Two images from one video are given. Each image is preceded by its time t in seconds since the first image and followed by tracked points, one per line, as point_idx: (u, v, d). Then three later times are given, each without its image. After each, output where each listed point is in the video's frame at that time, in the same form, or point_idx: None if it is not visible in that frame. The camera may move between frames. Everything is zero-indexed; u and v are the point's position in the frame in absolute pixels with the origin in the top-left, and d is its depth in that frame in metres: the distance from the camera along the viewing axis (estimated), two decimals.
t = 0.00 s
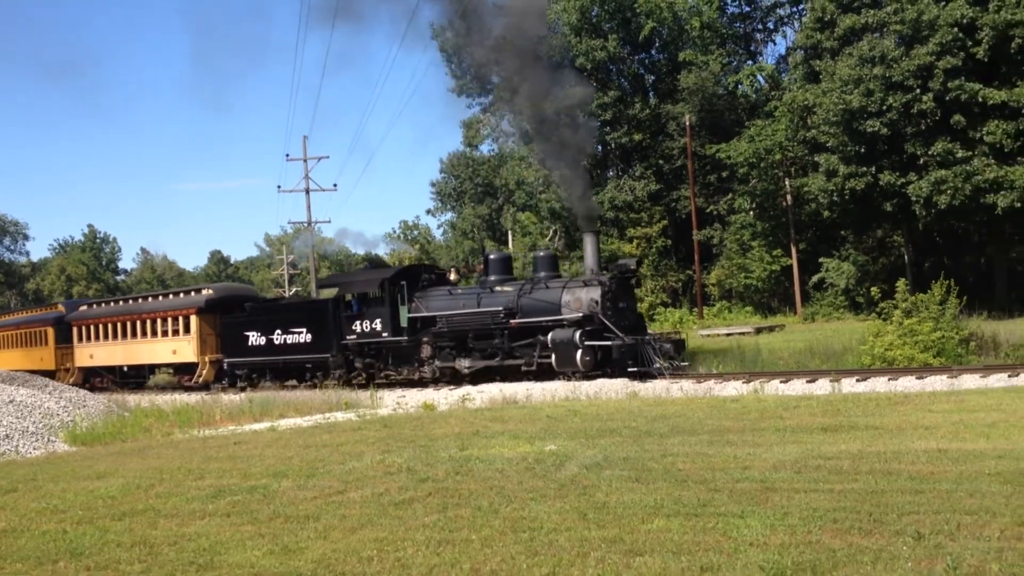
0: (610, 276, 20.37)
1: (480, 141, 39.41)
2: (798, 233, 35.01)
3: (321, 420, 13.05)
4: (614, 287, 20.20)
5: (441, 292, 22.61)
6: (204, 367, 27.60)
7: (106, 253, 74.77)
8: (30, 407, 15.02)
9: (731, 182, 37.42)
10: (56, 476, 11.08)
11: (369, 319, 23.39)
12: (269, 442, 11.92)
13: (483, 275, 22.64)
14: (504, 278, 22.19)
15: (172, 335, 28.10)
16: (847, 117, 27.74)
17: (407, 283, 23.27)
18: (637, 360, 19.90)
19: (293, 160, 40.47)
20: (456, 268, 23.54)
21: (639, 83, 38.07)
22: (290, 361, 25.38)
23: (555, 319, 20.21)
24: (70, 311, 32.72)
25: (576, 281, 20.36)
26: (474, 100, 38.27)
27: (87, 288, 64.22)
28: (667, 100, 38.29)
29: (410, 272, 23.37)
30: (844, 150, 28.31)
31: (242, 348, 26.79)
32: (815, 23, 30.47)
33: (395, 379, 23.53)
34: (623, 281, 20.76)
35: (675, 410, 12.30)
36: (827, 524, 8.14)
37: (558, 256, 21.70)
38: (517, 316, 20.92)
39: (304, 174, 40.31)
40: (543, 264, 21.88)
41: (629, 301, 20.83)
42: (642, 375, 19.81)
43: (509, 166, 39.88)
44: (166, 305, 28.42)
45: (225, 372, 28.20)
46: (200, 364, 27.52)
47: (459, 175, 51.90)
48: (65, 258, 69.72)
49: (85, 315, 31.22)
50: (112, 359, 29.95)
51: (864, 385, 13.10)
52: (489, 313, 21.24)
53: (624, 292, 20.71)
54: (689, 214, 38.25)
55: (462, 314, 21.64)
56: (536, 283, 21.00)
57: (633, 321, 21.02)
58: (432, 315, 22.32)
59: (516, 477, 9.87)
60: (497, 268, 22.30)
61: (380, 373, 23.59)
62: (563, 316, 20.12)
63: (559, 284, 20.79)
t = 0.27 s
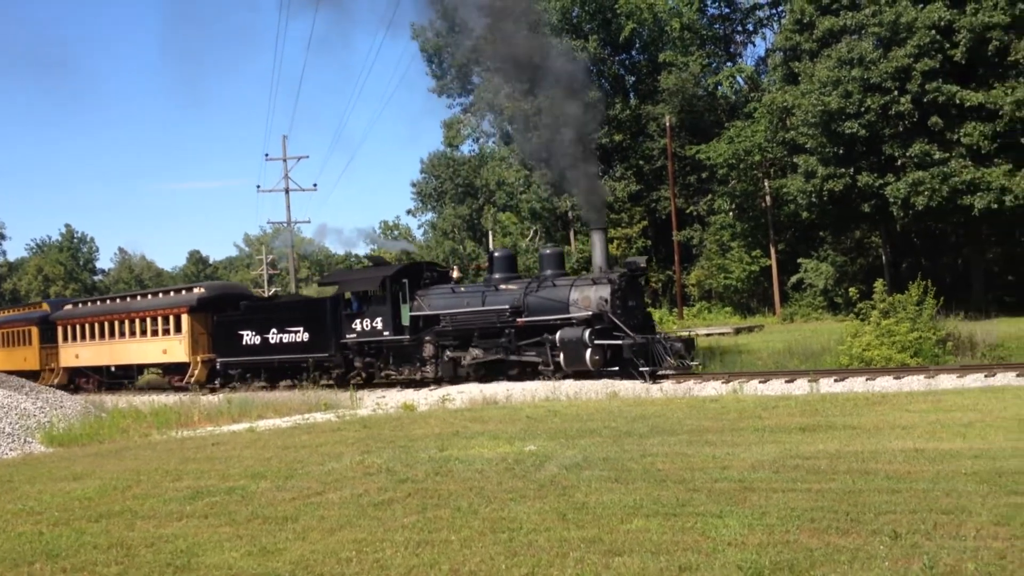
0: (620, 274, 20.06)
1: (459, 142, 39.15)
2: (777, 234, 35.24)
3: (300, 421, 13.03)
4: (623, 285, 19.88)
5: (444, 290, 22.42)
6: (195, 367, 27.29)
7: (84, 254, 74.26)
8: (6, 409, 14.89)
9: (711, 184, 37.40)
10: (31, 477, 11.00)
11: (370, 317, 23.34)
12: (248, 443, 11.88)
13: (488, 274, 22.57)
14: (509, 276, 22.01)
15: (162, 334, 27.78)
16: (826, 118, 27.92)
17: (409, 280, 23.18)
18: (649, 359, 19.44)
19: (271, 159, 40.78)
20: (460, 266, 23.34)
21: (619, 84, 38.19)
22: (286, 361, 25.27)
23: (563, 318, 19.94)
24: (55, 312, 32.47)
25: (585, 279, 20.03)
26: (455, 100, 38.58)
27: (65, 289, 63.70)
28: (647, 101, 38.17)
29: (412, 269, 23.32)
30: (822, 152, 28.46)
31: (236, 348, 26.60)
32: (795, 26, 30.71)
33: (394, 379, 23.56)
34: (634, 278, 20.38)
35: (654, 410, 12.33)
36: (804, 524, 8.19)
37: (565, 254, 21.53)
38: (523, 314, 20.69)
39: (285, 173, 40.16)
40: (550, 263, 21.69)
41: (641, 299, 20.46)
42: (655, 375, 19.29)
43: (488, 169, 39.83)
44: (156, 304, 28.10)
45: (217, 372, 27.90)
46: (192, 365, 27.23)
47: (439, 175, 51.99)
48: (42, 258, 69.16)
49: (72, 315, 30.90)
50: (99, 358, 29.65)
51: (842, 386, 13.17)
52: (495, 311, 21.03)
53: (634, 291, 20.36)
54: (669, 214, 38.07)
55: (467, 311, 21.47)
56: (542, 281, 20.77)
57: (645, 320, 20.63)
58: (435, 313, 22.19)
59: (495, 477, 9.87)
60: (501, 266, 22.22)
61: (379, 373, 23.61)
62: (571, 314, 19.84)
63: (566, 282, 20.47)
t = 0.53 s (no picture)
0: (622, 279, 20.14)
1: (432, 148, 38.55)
2: (748, 242, 35.40)
3: (271, 428, 12.95)
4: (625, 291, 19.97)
5: (440, 294, 22.24)
6: (179, 374, 26.66)
7: (51, 256, 73.52)
8: None
9: (683, 192, 37.27)
10: None
11: (363, 322, 23.13)
12: (216, 451, 11.79)
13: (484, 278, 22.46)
14: (508, 280, 21.92)
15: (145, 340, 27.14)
16: (796, 126, 27.87)
17: (403, 284, 22.99)
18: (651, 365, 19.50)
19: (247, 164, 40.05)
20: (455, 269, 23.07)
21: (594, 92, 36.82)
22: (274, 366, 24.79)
23: (565, 323, 19.94)
24: (30, 316, 31.87)
25: (586, 284, 20.08)
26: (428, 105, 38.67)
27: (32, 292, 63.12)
28: (620, 109, 37.29)
29: (407, 272, 23.12)
30: (793, 160, 28.39)
31: (222, 353, 26.04)
32: (766, 34, 30.54)
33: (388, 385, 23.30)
34: (635, 284, 20.51)
35: (626, 417, 12.35)
36: (774, 531, 8.23)
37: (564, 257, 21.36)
38: (523, 319, 20.63)
39: (257, 177, 39.88)
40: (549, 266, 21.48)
41: (640, 305, 20.59)
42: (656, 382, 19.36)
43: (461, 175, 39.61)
44: (138, 308, 27.47)
45: (202, 377, 27.30)
46: (176, 371, 26.62)
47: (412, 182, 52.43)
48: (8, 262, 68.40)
49: (48, 319, 30.25)
50: (78, 364, 29.06)
51: (812, 393, 13.27)
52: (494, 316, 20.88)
53: (634, 297, 20.49)
54: (641, 222, 37.64)
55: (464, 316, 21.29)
56: (542, 286, 20.71)
57: (644, 326, 20.75)
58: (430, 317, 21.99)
59: (466, 484, 9.85)
60: (498, 270, 22.15)
61: (372, 378, 23.33)
62: (573, 319, 19.87)
63: (567, 287, 20.51)
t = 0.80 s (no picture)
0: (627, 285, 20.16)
1: (407, 156, 38.44)
2: (722, 251, 35.45)
3: (243, 436, 12.90)
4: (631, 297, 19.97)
5: (439, 300, 22.14)
6: (165, 381, 26.24)
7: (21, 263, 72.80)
8: None
9: (657, 201, 36.50)
10: None
11: (359, 327, 22.89)
12: (187, 459, 11.71)
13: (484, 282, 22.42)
14: (507, 285, 21.93)
15: (130, 346, 26.57)
16: (768, 137, 27.96)
17: (401, 290, 22.91)
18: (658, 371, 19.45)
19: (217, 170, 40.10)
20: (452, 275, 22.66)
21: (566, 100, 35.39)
22: (266, 373, 24.41)
23: (569, 329, 19.96)
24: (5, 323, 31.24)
25: (591, 290, 20.10)
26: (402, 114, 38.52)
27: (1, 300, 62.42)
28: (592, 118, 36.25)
29: (404, 278, 23.03)
30: (765, 170, 28.61)
31: (210, 360, 25.53)
32: (739, 45, 30.63)
33: (383, 392, 23.04)
34: (641, 290, 20.53)
35: (599, 425, 12.38)
36: (745, 539, 8.27)
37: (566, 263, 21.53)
38: (526, 325, 20.63)
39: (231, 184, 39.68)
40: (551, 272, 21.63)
41: (645, 311, 20.60)
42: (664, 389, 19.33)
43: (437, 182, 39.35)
44: (121, 313, 26.90)
45: (188, 385, 26.88)
46: (162, 377, 26.10)
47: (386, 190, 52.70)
48: None
49: (25, 325, 29.47)
50: (58, 371, 28.31)
51: (784, 401, 13.36)
52: (496, 322, 20.85)
53: (640, 302, 20.50)
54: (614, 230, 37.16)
55: (465, 322, 21.21)
56: (544, 292, 20.77)
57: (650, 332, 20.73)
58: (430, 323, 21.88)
59: (440, 493, 9.83)
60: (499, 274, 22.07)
61: (367, 386, 23.04)
62: (577, 325, 19.90)
63: (569, 293, 20.53)
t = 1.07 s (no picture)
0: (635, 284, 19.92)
1: (384, 158, 38.29)
2: (698, 253, 35.26)
3: (216, 438, 12.82)
4: (639, 297, 19.74)
5: (441, 300, 21.91)
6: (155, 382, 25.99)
7: None
8: None
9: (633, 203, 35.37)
10: None
11: (359, 327, 22.76)
12: (161, 461, 11.63)
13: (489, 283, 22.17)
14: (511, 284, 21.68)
15: (118, 346, 26.25)
16: (744, 141, 27.82)
17: (402, 289, 22.67)
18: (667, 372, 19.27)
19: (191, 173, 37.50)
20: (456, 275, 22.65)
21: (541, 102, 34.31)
22: (261, 373, 24.23)
23: (576, 329, 19.72)
24: None
25: (599, 290, 19.88)
26: (379, 115, 38.34)
27: None
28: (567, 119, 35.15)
29: (404, 277, 22.82)
30: (741, 173, 28.46)
31: (203, 360, 25.26)
32: (715, 49, 30.35)
33: (383, 393, 22.91)
34: (648, 290, 20.36)
35: (575, 427, 12.40)
36: (720, 540, 8.31)
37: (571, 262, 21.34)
38: (531, 325, 20.38)
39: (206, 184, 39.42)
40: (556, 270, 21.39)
41: (653, 311, 20.38)
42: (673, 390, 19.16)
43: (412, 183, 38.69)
44: (108, 313, 26.58)
45: (178, 385, 26.63)
46: (152, 378, 25.83)
47: (363, 191, 53.36)
48: None
49: (8, 325, 29.08)
50: (43, 372, 27.96)
51: (759, 403, 13.43)
52: (501, 322, 20.62)
53: (648, 302, 20.28)
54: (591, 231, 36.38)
55: (469, 322, 20.99)
56: (550, 291, 20.51)
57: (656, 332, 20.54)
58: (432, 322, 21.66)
59: (415, 494, 9.82)
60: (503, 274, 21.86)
61: (366, 386, 22.91)
62: (584, 325, 19.65)
63: (576, 292, 20.30)
